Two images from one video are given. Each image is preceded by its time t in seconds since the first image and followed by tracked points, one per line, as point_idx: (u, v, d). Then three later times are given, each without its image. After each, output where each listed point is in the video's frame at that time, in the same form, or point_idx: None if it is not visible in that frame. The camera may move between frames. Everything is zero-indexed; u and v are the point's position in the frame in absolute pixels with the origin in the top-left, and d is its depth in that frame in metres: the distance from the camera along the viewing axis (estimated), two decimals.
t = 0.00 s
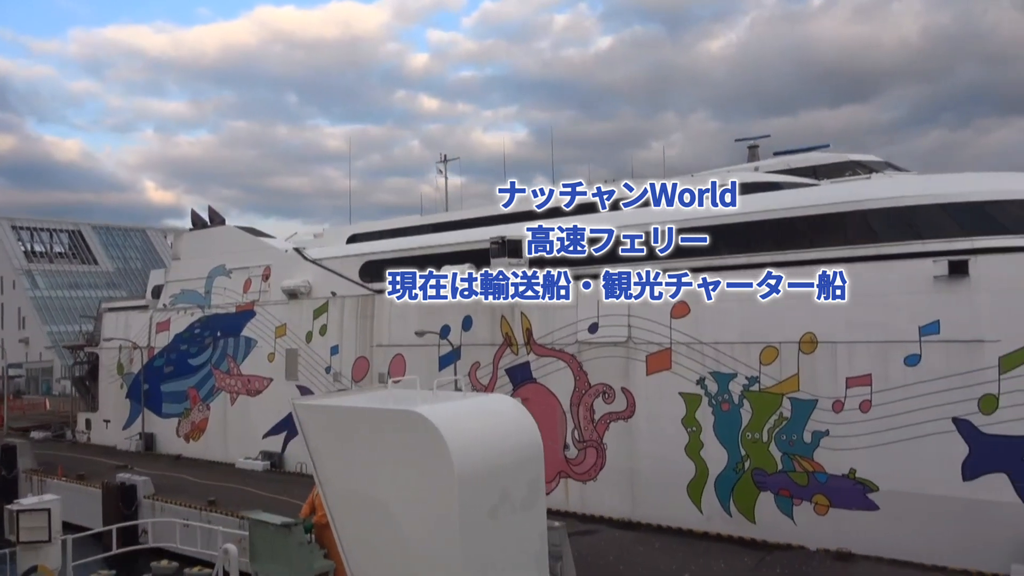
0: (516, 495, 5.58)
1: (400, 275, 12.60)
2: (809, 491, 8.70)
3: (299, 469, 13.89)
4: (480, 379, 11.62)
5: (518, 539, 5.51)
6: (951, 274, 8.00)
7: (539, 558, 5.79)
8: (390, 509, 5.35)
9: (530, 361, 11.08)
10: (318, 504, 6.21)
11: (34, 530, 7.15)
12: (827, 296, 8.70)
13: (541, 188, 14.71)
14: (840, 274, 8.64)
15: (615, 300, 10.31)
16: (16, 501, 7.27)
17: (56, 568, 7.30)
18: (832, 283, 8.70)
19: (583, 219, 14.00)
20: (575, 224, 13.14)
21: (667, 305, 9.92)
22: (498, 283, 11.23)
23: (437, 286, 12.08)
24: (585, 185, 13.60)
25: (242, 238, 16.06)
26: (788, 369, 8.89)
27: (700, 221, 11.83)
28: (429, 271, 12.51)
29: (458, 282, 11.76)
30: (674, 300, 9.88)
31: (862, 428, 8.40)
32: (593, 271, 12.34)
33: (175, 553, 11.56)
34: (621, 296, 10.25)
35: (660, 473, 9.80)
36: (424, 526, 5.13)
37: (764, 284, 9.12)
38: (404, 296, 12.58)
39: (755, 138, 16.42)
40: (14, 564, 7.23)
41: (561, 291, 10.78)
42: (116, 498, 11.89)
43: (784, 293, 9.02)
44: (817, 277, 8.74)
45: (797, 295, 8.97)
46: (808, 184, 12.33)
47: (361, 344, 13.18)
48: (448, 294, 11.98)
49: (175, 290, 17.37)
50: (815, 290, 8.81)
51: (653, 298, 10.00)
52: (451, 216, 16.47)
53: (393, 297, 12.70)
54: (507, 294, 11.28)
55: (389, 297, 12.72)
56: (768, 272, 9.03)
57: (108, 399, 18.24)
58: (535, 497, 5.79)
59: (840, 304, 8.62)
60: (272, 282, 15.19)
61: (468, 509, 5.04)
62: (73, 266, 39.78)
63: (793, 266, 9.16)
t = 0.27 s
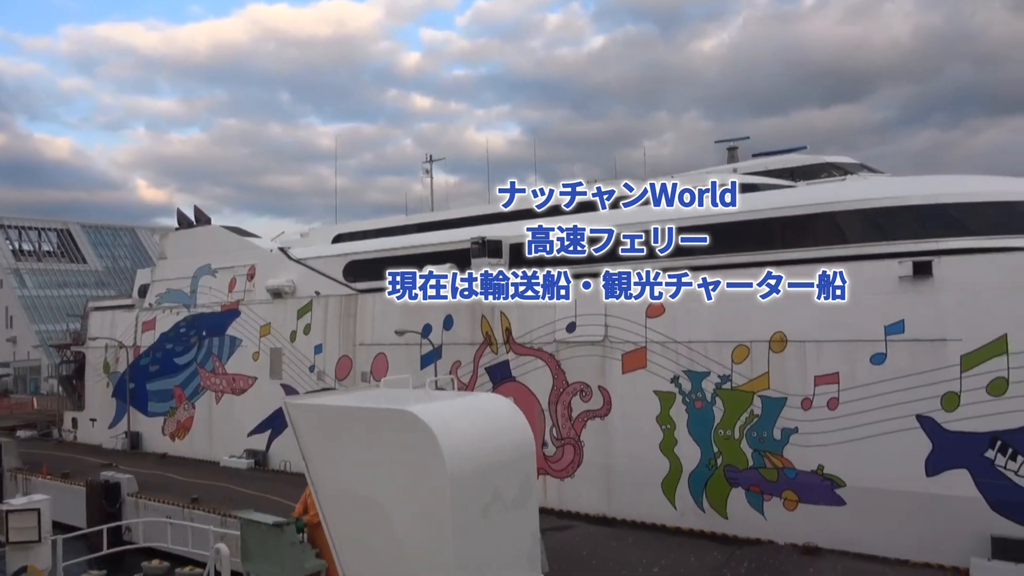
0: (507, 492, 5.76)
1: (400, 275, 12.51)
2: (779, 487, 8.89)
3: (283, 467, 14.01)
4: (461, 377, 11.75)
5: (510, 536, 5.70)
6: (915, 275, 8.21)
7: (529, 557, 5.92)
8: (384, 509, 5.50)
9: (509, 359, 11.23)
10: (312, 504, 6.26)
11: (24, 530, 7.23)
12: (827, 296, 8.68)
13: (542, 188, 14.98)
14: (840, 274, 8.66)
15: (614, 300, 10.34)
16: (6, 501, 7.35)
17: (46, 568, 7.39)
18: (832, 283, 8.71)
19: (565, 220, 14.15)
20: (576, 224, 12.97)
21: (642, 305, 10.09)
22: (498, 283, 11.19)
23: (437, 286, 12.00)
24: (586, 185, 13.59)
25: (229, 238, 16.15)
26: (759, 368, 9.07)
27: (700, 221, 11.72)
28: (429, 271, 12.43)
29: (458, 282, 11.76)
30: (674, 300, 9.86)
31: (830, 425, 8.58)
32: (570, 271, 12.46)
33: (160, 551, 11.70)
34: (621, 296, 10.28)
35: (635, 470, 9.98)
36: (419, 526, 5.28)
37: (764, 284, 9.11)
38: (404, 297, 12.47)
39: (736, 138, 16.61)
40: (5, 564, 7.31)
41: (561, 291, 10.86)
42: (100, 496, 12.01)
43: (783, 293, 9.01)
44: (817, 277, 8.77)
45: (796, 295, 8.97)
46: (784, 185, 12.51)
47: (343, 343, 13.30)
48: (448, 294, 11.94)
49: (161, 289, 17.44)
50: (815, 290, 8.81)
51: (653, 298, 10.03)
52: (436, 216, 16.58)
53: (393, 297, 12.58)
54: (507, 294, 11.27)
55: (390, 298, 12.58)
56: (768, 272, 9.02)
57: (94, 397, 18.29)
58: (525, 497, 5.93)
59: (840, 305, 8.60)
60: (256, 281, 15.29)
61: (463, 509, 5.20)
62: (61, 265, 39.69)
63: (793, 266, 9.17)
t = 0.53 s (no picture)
0: (501, 493, 5.88)
1: (400, 275, 12.42)
2: (751, 483, 9.08)
3: (268, 465, 14.12)
4: (443, 376, 11.88)
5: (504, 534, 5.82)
6: (881, 275, 8.44)
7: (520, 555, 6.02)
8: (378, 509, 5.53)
9: (490, 358, 11.38)
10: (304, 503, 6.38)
11: (15, 530, 7.37)
12: (827, 296, 8.70)
13: (542, 188, 14.80)
14: (840, 274, 8.69)
15: (614, 300, 10.31)
16: None
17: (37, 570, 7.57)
18: (832, 283, 8.73)
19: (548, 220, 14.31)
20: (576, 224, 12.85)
21: (619, 305, 10.26)
22: (498, 283, 11.15)
23: (437, 286, 11.95)
24: (587, 185, 13.45)
25: (216, 238, 16.24)
26: (731, 366, 9.26)
27: (700, 221, 11.66)
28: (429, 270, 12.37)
29: (458, 282, 11.71)
30: (674, 300, 9.81)
31: (800, 422, 8.76)
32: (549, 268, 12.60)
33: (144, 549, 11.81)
34: (621, 296, 10.27)
35: (613, 466, 10.15)
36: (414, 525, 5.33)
37: (764, 284, 9.08)
38: (404, 296, 12.38)
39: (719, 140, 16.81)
40: None
41: (561, 291, 10.83)
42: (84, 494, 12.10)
43: (784, 293, 8.98)
44: (817, 277, 8.76)
45: (797, 295, 8.93)
46: (762, 186, 12.70)
47: (328, 342, 13.42)
48: (448, 294, 11.87)
49: (148, 289, 17.52)
50: (815, 290, 8.81)
51: (653, 298, 9.97)
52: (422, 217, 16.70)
53: (393, 297, 12.49)
54: (507, 294, 11.23)
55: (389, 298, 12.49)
56: (768, 271, 9.01)
57: (81, 397, 18.36)
58: (518, 497, 6.03)
59: (841, 304, 8.62)
60: (242, 281, 15.40)
61: (459, 507, 5.29)
62: (51, 265, 39.62)
63: (793, 265, 9.12)
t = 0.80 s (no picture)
0: (497, 492, 6.03)
1: (400, 275, 12.39)
2: (728, 478, 9.25)
3: (256, 465, 14.25)
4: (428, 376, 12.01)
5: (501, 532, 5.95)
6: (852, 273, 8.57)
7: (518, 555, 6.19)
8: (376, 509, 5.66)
9: (473, 358, 11.54)
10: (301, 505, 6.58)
11: (12, 534, 7.56)
12: (827, 296, 8.72)
13: (541, 188, 14.62)
14: (840, 274, 8.66)
15: (614, 300, 10.29)
16: None
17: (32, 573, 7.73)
18: (832, 283, 8.73)
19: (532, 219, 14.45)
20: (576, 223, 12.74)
21: (599, 304, 10.41)
22: (498, 283, 11.19)
23: (437, 286, 11.99)
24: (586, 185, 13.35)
25: (205, 240, 16.35)
26: (708, 363, 9.43)
27: (700, 220, 11.58)
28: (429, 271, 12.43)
29: (458, 282, 11.74)
30: (674, 300, 9.79)
31: (774, 418, 8.93)
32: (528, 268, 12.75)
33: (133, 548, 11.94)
34: (621, 296, 10.23)
35: (593, 463, 10.32)
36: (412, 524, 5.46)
37: (764, 284, 9.09)
38: (404, 297, 12.36)
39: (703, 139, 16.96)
40: None
41: (560, 291, 10.78)
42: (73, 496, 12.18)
43: (784, 293, 9.00)
44: (817, 277, 8.77)
45: (796, 295, 8.98)
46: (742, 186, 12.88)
47: (315, 343, 13.55)
48: (447, 294, 11.88)
49: (138, 292, 17.62)
50: (815, 290, 8.83)
51: (653, 298, 9.95)
52: (410, 219, 16.81)
53: (393, 297, 12.43)
54: (507, 294, 11.25)
55: (388, 298, 12.44)
56: (768, 271, 9.00)
57: (72, 399, 18.46)
58: (514, 497, 6.18)
59: (840, 304, 8.63)
60: (230, 283, 15.52)
61: (457, 506, 5.43)
62: (43, 268, 39.64)
63: (793, 264, 9.13)
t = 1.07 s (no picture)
0: (496, 492, 5.75)
1: (400, 275, 12.34)
2: (706, 474, 9.41)
3: (246, 464, 14.38)
4: (414, 375, 12.14)
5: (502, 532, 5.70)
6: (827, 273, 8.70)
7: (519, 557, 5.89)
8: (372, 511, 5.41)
9: (458, 357, 11.69)
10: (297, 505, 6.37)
11: (9, 535, 7.67)
12: (827, 296, 8.69)
13: (541, 188, 14.51)
14: (840, 274, 8.63)
15: (614, 300, 10.24)
16: None
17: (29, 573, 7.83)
18: (832, 283, 8.70)
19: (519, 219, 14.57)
20: (576, 224, 12.79)
21: (581, 304, 10.56)
22: (498, 283, 11.16)
23: (437, 286, 11.97)
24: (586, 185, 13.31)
25: (197, 241, 16.46)
26: (686, 362, 9.59)
27: (700, 220, 11.58)
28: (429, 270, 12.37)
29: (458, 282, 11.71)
30: (674, 300, 9.79)
31: (750, 416, 9.11)
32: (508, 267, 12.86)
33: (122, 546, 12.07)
34: (621, 296, 10.18)
35: (575, 460, 10.47)
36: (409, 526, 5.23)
37: (764, 284, 9.09)
38: (404, 297, 12.33)
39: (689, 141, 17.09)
40: None
41: (561, 291, 10.73)
42: (63, 494, 12.25)
43: (784, 293, 9.01)
44: (817, 278, 8.72)
45: (797, 294, 8.96)
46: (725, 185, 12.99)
47: (303, 343, 13.68)
48: (448, 294, 11.88)
49: (129, 292, 17.74)
50: (815, 290, 8.81)
51: (653, 298, 9.92)
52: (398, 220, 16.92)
53: (393, 297, 12.39)
54: (507, 295, 11.21)
55: (388, 298, 12.38)
56: (768, 272, 9.00)
57: (64, 399, 18.57)
58: (513, 498, 5.89)
59: (840, 304, 8.61)
60: (221, 283, 15.66)
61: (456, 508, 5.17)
62: (37, 268, 39.71)
63: (793, 263, 9.13)
